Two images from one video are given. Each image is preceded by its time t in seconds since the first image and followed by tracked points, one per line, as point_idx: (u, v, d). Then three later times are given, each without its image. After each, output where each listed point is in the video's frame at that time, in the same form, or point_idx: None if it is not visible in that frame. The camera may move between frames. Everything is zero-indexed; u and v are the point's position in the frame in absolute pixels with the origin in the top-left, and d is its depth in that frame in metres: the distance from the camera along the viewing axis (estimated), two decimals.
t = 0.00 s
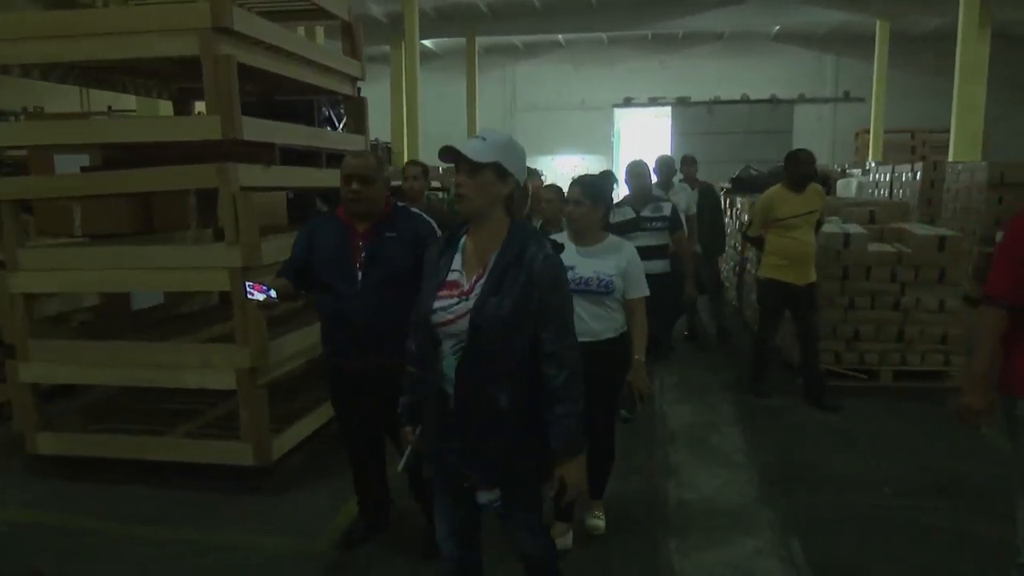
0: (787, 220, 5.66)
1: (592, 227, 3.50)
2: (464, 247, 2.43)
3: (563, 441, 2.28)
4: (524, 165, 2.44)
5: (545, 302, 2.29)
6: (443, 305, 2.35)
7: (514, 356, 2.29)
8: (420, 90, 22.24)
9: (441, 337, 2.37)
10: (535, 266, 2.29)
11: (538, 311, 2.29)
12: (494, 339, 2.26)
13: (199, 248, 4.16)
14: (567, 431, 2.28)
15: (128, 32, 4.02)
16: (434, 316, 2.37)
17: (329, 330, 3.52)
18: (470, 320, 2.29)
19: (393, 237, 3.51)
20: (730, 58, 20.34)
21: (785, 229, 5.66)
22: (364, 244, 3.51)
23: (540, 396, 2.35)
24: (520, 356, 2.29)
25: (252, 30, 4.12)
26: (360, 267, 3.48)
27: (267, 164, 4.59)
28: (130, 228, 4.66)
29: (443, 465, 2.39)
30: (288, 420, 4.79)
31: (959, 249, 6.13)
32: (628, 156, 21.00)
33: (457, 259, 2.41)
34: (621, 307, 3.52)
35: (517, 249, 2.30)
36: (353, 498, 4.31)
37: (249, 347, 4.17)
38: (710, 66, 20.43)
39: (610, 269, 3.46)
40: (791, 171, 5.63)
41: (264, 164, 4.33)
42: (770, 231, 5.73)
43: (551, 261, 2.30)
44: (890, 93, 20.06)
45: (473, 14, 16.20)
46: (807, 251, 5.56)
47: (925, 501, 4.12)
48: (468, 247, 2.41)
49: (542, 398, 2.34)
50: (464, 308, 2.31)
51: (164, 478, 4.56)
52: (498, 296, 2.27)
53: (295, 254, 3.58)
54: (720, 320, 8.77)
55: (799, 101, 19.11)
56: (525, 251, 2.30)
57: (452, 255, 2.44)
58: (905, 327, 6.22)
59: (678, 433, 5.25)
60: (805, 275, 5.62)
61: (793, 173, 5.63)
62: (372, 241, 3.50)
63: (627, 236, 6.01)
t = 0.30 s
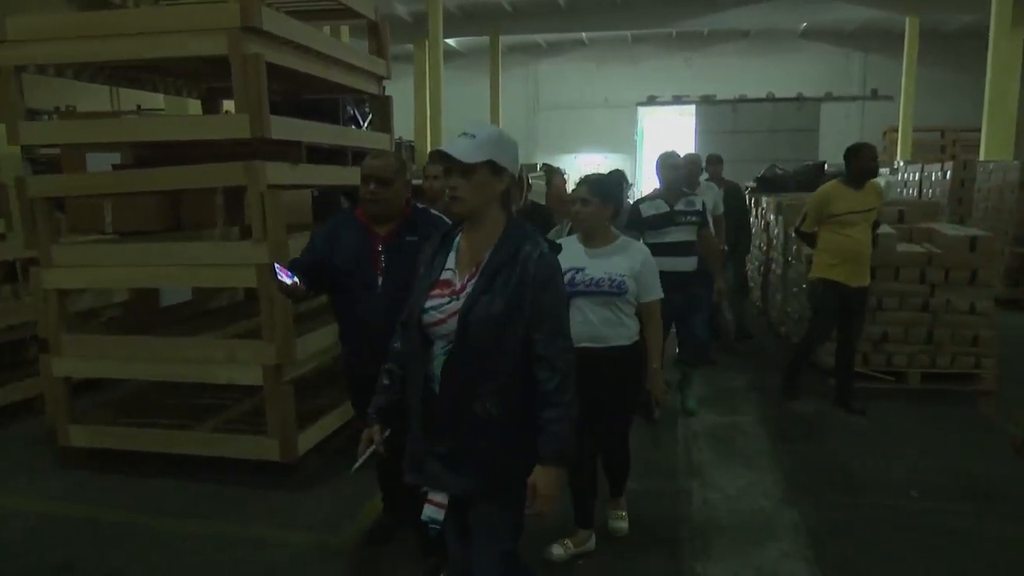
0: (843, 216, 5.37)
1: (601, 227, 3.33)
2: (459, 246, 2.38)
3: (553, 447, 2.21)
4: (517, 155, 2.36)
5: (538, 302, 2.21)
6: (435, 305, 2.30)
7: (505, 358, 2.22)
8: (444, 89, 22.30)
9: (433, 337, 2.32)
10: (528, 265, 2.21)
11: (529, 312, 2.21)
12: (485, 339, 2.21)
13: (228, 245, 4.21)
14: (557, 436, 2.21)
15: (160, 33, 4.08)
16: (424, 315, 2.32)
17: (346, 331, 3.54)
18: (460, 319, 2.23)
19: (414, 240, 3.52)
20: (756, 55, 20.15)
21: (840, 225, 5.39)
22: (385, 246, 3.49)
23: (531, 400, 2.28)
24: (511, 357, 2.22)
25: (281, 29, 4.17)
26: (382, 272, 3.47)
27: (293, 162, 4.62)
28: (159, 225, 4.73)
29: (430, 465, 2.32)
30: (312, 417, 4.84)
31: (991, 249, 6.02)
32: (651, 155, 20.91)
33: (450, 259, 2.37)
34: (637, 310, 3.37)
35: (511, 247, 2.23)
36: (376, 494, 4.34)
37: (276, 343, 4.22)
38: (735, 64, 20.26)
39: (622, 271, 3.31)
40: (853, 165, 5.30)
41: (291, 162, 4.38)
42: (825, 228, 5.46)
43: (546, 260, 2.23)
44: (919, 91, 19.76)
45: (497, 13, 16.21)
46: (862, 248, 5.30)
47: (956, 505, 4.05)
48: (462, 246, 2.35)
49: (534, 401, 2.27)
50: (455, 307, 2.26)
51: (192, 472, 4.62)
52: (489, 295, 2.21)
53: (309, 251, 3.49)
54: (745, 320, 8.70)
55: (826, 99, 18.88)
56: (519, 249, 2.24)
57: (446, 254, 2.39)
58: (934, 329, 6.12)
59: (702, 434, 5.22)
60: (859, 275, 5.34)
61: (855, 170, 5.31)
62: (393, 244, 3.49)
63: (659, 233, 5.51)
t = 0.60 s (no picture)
0: (894, 216, 5.17)
1: (617, 227, 3.26)
2: (471, 248, 2.35)
3: (553, 460, 2.08)
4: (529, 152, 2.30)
5: (539, 306, 2.14)
6: (442, 306, 2.29)
7: (504, 361, 2.16)
8: (468, 88, 22.35)
9: (441, 338, 2.33)
10: (530, 267, 2.15)
11: (531, 316, 2.14)
12: (485, 342, 2.16)
13: (256, 244, 4.27)
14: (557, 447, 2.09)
15: (191, 35, 4.14)
16: (435, 316, 2.32)
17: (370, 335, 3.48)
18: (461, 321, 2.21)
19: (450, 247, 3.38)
20: (783, 52, 19.92)
21: (888, 225, 5.20)
22: (419, 252, 3.36)
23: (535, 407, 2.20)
24: (512, 360, 2.16)
25: (309, 30, 4.21)
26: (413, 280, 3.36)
27: (321, 161, 4.67)
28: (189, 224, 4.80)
29: (436, 464, 2.31)
30: (339, 414, 4.88)
31: None
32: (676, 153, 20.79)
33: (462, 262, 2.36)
34: (654, 313, 3.31)
35: (515, 249, 2.18)
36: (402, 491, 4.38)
37: (303, 341, 4.27)
38: (762, 60, 20.05)
39: (636, 274, 3.26)
40: (905, 163, 5.10)
41: (319, 162, 4.42)
42: (874, 228, 5.25)
43: (549, 262, 2.15)
44: (951, 87, 19.40)
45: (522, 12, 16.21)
46: (908, 249, 5.13)
47: (989, 508, 3.98)
48: (472, 251, 2.32)
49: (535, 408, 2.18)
50: (458, 308, 2.25)
51: (222, 467, 4.70)
52: (490, 297, 2.17)
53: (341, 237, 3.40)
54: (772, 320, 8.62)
55: (855, 96, 18.62)
56: (523, 251, 2.17)
57: (459, 256, 2.38)
58: (966, 329, 6.01)
59: (728, 434, 5.19)
60: (909, 278, 5.17)
61: (908, 168, 5.10)
62: (427, 250, 3.36)
63: (705, 238, 5.09)
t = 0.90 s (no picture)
0: (936, 222, 5.00)
1: (639, 228, 3.23)
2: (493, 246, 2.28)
3: (543, 473, 2.01)
4: (545, 153, 2.18)
5: (538, 314, 2.04)
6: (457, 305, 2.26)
7: (504, 368, 2.11)
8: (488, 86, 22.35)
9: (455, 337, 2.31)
10: (531, 273, 2.05)
11: (530, 323, 2.06)
12: (487, 346, 2.13)
13: (281, 243, 4.30)
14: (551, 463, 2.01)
15: (217, 36, 4.18)
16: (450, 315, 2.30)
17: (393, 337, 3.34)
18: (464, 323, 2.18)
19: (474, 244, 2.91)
20: (806, 48, 19.71)
21: (932, 230, 5.02)
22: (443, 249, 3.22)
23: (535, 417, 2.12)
24: (512, 365, 2.10)
25: (333, 28, 4.23)
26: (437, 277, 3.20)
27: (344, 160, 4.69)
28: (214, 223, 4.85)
29: (447, 459, 2.33)
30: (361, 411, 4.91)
31: None
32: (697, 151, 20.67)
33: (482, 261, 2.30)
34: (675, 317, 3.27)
35: (519, 253, 2.09)
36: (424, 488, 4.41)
37: (326, 339, 4.29)
38: (785, 57, 19.85)
39: (656, 277, 3.22)
40: (942, 166, 4.94)
41: (342, 160, 4.45)
42: (916, 235, 5.07)
43: (550, 268, 2.04)
44: (978, 83, 19.10)
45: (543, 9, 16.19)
46: (957, 256, 4.94)
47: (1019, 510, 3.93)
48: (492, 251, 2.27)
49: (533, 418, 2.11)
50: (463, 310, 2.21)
51: (247, 462, 4.76)
52: (492, 300, 2.11)
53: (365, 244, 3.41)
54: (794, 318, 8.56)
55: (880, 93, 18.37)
56: (526, 255, 2.08)
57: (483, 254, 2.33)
58: (995, 329, 5.92)
59: (751, 434, 5.16)
60: (954, 283, 4.98)
61: (948, 169, 4.92)
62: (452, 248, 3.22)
63: (761, 232, 4.83)
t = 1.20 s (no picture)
0: (967, 221, 4.86)
1: (658, 227, 3.23)
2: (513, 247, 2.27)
3: (531, 476, 1.96)
4: (556, 152, 2.17)
5: (541, 318, 2.02)
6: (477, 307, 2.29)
7: (511, 371, 2.10)
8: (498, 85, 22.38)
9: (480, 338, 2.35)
10: (538, 277, 2.03)
11: (534, 326, 2.03)
12: (498, 348, 2.13)
13: (293, 243, 4.32)
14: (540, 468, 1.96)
15: (229, 37, 4.20)
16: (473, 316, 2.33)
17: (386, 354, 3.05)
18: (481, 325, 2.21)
19: (471, 245, 2.94)
20: (817, 45, 19.61)
21: (964, 231, 4.89)
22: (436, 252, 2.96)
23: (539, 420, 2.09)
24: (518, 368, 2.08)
25: (344, 27, 4.24)
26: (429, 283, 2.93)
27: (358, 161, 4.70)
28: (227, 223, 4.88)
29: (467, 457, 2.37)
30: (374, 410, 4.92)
31: None
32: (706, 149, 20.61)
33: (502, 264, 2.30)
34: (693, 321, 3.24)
35: (529, 256, 2.08)
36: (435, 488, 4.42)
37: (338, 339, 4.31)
38: (796, 54, 19.75)
39: (674, 277, 3.19)
40: (967, 162, 4.80)
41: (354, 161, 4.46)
42: (949, 236, 4.93)
43: (555, 271, 2.01)
44: (991, 80, 18.94)
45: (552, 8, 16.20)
46: (993, 254, 4.82)
47: None
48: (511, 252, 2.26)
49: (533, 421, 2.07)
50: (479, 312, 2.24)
51: (260, 461, 4.79)
52: (503, 303, 2.11)
53: (362, 255, 3.23)
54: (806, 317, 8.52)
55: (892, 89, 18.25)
56: (535, 258, 2.06)
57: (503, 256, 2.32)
58: (1010, 328, 5.86)
59: (763, 433, 5.14)
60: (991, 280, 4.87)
61: (974, 166, 4.77)
62: (446, 250, 2.94)
63: (806, 236, 4.49)
